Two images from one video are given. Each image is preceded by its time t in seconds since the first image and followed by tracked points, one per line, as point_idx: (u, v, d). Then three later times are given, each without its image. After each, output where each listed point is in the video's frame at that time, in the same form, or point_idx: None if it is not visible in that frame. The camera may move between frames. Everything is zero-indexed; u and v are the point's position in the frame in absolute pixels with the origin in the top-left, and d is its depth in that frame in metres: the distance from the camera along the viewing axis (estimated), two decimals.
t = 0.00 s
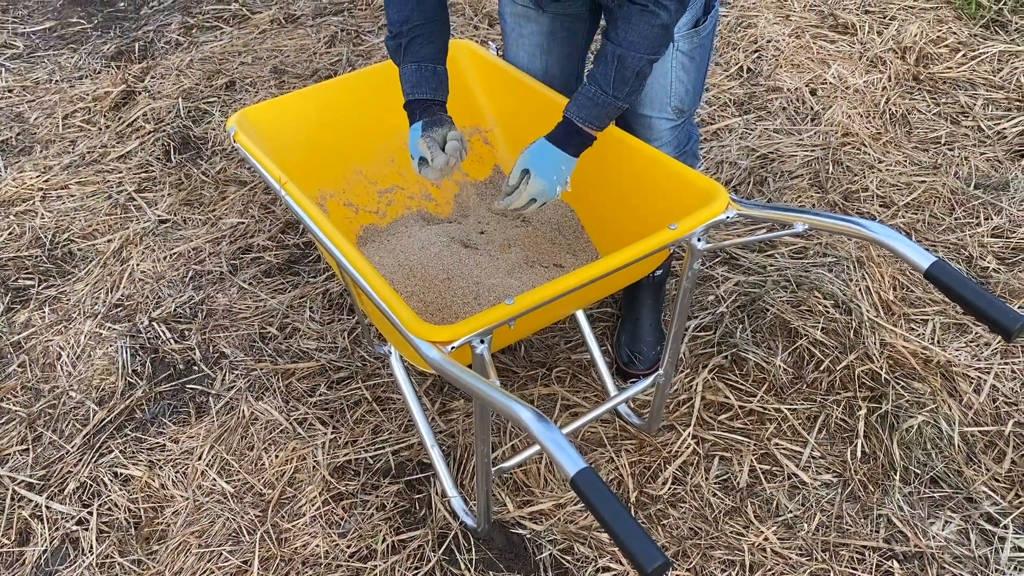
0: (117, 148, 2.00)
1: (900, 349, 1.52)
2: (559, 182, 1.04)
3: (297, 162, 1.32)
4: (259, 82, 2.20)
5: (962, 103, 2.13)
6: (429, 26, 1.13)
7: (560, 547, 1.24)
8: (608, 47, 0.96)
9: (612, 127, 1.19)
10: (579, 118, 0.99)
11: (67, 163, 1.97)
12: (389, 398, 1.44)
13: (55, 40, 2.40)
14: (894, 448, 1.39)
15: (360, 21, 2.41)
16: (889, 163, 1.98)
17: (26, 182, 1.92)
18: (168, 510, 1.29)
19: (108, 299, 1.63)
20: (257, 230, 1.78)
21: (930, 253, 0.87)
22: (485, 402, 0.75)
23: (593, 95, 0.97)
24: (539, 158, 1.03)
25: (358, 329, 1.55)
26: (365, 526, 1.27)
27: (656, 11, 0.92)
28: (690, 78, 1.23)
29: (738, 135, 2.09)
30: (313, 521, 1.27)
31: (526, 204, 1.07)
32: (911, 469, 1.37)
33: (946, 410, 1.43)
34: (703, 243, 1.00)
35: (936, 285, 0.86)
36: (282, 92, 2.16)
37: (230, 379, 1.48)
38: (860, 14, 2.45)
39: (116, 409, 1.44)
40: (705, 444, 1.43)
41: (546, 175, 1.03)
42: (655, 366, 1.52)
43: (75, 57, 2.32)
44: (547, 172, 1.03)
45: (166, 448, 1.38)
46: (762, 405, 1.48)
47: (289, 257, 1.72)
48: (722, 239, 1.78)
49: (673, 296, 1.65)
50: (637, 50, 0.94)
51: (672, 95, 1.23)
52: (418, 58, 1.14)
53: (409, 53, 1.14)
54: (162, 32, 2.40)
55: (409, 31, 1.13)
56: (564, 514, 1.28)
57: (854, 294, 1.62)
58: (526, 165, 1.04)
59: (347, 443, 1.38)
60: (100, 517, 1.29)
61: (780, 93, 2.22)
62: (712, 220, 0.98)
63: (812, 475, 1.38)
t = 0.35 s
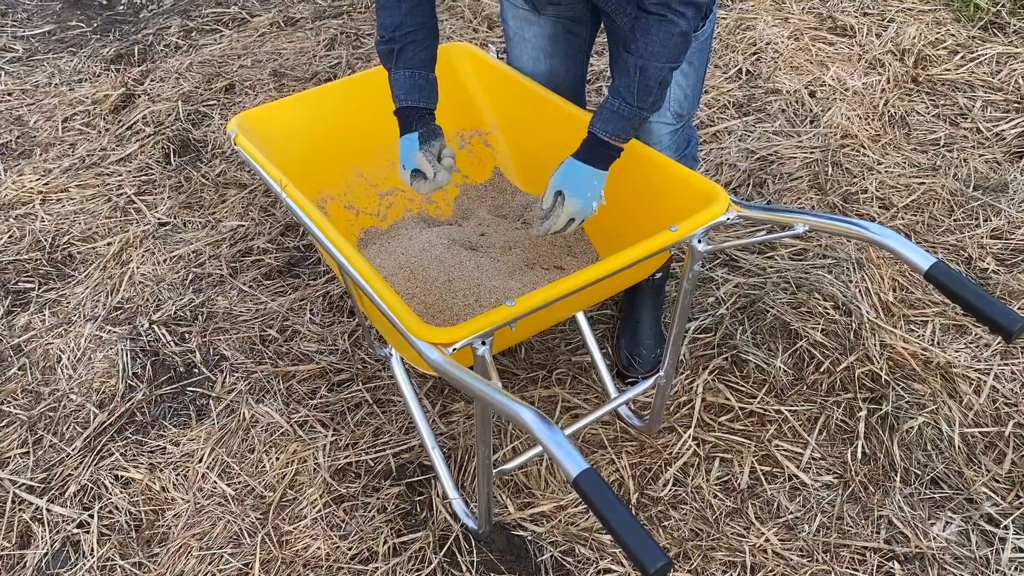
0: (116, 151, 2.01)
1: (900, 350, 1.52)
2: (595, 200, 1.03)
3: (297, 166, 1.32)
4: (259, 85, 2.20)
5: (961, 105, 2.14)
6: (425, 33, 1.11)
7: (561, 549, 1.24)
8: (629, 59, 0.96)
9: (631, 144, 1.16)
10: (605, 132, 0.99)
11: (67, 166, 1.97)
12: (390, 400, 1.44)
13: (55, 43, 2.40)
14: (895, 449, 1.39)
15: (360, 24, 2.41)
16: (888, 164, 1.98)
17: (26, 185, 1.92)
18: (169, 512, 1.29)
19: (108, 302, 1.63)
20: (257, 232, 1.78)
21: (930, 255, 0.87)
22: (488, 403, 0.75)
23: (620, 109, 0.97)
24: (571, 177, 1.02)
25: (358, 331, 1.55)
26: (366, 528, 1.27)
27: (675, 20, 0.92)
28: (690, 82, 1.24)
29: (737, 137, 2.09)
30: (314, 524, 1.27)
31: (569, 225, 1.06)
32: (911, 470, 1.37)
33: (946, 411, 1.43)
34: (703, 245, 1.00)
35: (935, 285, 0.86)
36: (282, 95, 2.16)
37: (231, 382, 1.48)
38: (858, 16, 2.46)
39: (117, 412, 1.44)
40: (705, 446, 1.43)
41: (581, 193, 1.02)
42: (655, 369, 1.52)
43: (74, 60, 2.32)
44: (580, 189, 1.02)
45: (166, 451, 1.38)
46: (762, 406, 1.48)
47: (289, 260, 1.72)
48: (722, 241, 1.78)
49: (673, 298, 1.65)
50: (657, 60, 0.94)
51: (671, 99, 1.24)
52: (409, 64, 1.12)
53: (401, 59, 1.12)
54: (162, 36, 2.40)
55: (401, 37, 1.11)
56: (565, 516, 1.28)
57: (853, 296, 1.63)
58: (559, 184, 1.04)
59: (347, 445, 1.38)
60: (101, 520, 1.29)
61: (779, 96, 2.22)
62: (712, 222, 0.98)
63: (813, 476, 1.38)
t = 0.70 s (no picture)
0: (116, 153, 2.00)
1: (902, 352, 1.52)
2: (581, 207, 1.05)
3: (297, 167, 1.32)
4: (259, 87, 2.20)
5: (961, 106, 2.14)
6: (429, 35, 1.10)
7: (563, 551, 1.24)
8: (612, 72, 0.96)
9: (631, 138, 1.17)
10: (585, 142, 1.00)
11: (66, 168, 1.97)
12: (390, 402, 1.44)
13: (54, 46, 2.40)
14: (897, 451, 1.39)
15: (359, 26, 2.41)
16: (888, 165, 1.98)
17: (25, 187, 1.91)
18: (169, 515, 1.29)
19: (108, 304, 1.62)
20: (257, 234, 1.78)
21: (932, 255, 0.87)
22: (489, 405, 0.75)
23: (601, 119, 0.98)
24: (553, 187, 1.04)
25: (359, 333, 1.55)
26: (366, 530, 1.27)
27: (660, 36, 0.93)
28: (693, 84, 1.23)
29: (738, 138, 2.09)
30: (315, 526, 1.27)
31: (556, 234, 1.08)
32: (913, 471, 1.37)
33: (948, 413, 1.43)
34: (705, 246, 0.99)
35: (938, 286, 0.86)
36: (281, 97, 2.16)
37: (231, 385, 1.47)
38: (858, 17, 2.46)
39: (116, 414, 1.43)
40: (707, 447, 1.43)
41: (567, 202, 1.05)
42: (656, 371, 1.51)
43: (73, 62, 2.32)
44: (565, 199, 1.04)
45: (166, 453, 1.37)
46: (764, 408, 1.48)
47: (289, 262, 1.72)
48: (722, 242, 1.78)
49: (674, 300, 1.65)
50: (638, 74, 0.95)
51: (673, 101, 1.24)
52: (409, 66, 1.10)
53: (410, 62, 1.10)
54: (161, 38, 2.40)
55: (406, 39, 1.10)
56: (567, 518, 1.27)
57: (854, 297, 1.62)
58: (542, 197, 1.06)
59: (348, 447, 1.38)
60: (101, 522, 1.29)
61: (779, 97, 2.22)
62: (713, 223, 0.98)
63: (815, 478, 1.38)
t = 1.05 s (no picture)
0: (116, 157, 2.01)
1: (899, 354, 1.52)
2: (530, 215, 1.26)
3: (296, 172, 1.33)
4: (258, 91, 2.20)
5: (959, 109, 2.14)
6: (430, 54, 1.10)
7: (561, 554, 1.24)
8: (554, 106, 1.05)
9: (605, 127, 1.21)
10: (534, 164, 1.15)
11: (66, 171, 1.97)
12: (390, 405, 1.44)
13: (53, 49, 2.41)
14: (895, 453, 1.39)
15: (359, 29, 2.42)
16: (886, 168, 1.98)
17: (25, 191, 1.92)
18: (168, 518, 1.29)
19: (108, 307, 1.63)
20: (257, 237, 1.78)
21: (929, 258, 0.87)
22: (488, 408, 0.75)
23: (545, 144, 1.10)
24: (508, 195, 1.25)
25: (358, 336, 1.55)
26: (366, 533, 1.27)
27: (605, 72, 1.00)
28: (688, 83, 1.24)
29: (736, 141, 2.10)
30: (314, 529, 1.27)
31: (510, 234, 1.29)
32: (911, 474, 1.37)
33: (946, 415, 1.43)
34: (703, 249, 1.00)
35: (935, 289, 0.86)
36: (281, 100, 2.17)
37: (230, 388, 1.48)
38: (857, 21, 2.46)
39: (116, 418, 1.43)
40: (705, 450, 1.43)
41: (517, 210, 1.25)
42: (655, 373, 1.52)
43: (73, 66, 2.32)
44: (516, 207, 1.25)
45: (166, 456, 1.38)
46: (762, 410, 1.48)
47: (288, 265, 1.72)
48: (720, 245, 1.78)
49: (672, 302, 1.65)
50: (579, 111, 1.04)
51: (669, 100, 1.25)
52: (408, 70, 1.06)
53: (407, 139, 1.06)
54: (161, 41, 2.40)
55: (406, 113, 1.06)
56: (565, 521, 1.28)
57: (852, 300, 1.63)
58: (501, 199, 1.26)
59: (347, 450, 1.38)
60: (100, 526, 1.29)
61: (777, 100, 2.22)
62: (712, 226, 0.98)
63: (813, 481, 1.38)
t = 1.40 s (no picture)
0: (116, 159, 2.01)
1: (900, 356, 1.52)
2: (550, 257, 1.09)
3: (297, 174, 1.33)
4: (258, 93, 2.21)
5: (958, 110, 2.15)
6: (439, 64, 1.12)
7: (562, 557, 1.24)
8: (587, 129, 1.02)
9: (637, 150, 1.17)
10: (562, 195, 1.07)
11: (66, 174, 1.97)
12: (390, 408, 1.44)
13: (53, 51, 2.41)
14: (895, 455, 1.39)
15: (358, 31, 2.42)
16: (886, 170, 1.99)
17: (25, 193, 1.92)
18: (169, 521, 1.29)
19: (108, 310, 1.63)
20: (257, 239, 1.78)
21: (929, 260, 0.88)
22: (489, 410, 0.75)
23: (574, 175, 1.05)
24: (527, 235, 1.11)
25: (358, 339, 1.55)
26: (366, 536, 1.27)
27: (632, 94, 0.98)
28: (685, 84, 1.25)
29: (736, 143, 2.10)
30: (314, 532, 1.27)
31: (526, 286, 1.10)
32: (912, 476, 1.37)
33: (946, 417, 1.43)
34: (703, 251, 1.00)
35: (936, 290, 0.86)
36: (281, 103, 2.17)
37: (230, 391, 1.48)
38: (856, 22, 2.47)
39: (116, 420, 1.43)
40: (705, 452, 1.43)
41: (535, 249, 1.10)
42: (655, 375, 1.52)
43: (73, 68, 2.32)
44: (533, 244, 1.10)
45: (166, 459, 1.37)
46: (763, 412, 1.48)
47: (288, 267, 1.72)
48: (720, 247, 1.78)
49: (673, 304, 1.65)
50: (613, 133, 1.00)
51: (666, 102, 1.25)
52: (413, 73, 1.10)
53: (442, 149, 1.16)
54: (161, 44, 2.41)
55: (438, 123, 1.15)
56: (566, 523, 1.28)
57: (853, 302, 1.63)
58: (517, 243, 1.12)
59: (347, 453, 1.38)
60: (101, 529, 1.29)
61: (777, 101, 2.23)
62: (712, 228, 0.98)
63: (814, 483, 1.38)
